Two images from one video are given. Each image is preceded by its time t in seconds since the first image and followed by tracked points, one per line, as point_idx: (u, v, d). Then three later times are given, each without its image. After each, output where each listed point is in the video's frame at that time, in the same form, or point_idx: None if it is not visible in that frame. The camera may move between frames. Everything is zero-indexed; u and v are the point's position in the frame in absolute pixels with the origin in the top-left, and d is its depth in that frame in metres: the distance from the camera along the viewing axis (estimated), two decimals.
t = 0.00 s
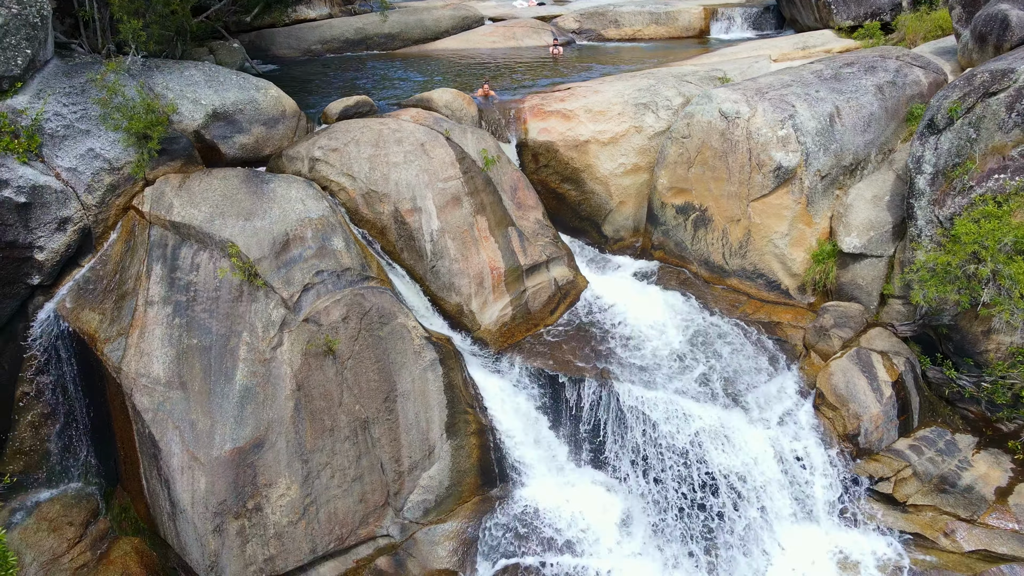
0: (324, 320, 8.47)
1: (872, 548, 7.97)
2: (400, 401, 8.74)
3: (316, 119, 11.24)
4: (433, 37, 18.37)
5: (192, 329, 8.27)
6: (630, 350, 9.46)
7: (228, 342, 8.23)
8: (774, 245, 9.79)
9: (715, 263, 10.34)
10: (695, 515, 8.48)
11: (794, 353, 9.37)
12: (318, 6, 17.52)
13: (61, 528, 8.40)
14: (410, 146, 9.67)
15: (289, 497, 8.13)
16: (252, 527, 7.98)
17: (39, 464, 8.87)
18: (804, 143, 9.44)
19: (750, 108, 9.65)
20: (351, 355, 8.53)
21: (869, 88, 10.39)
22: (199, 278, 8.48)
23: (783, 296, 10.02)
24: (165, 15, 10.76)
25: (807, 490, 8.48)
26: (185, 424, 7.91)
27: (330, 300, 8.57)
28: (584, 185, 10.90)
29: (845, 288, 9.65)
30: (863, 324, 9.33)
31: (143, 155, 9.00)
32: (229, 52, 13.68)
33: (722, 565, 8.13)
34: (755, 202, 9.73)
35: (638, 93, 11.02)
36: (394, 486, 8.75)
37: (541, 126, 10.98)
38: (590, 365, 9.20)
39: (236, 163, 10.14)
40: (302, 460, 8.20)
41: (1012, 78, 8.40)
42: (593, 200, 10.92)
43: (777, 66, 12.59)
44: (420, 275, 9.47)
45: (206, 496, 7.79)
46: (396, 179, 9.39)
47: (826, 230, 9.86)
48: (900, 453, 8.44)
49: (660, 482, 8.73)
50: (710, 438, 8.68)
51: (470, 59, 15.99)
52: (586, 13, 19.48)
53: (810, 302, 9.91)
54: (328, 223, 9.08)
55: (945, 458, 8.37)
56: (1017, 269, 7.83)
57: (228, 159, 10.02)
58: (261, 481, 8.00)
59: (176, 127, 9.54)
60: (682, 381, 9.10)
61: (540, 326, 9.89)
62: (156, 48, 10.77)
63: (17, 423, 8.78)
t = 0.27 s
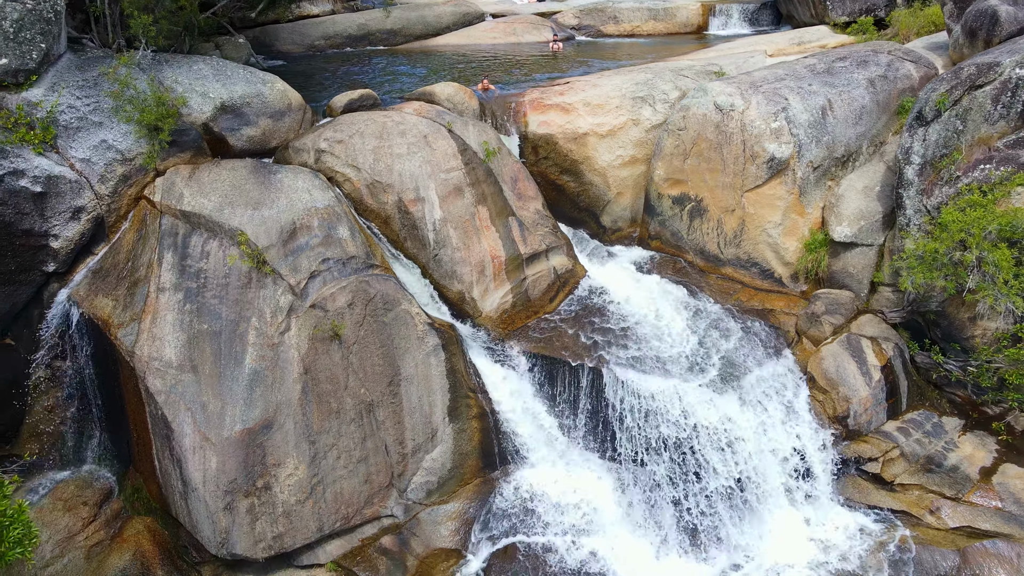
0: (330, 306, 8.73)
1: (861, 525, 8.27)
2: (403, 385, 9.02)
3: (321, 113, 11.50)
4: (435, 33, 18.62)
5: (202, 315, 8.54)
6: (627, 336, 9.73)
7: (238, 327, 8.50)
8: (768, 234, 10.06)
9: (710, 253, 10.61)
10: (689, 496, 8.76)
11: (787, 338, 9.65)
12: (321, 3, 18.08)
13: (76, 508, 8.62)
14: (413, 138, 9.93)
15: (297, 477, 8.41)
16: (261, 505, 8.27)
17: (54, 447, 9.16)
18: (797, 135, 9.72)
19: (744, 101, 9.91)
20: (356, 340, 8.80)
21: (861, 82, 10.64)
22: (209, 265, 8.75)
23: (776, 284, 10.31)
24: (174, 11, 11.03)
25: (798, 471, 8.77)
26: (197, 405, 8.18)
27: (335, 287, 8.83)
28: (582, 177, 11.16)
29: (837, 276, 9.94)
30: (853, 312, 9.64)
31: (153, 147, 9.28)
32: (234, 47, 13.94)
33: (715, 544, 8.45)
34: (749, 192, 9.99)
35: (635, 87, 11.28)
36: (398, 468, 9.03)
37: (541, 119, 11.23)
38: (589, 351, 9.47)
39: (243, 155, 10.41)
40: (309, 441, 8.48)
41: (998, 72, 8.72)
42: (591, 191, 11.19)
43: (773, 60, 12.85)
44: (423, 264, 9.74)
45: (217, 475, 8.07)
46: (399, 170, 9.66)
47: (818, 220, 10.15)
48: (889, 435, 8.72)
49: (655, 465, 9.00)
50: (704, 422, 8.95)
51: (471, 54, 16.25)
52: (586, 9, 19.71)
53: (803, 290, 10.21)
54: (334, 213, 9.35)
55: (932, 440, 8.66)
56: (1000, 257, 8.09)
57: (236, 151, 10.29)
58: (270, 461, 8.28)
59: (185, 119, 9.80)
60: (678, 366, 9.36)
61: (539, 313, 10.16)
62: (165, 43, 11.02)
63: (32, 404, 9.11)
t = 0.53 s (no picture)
0: (336, 292, 9.00)
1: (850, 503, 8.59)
2: (407, 369, 9.30)
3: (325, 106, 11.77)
4: (436, 28, 18.87)
5: (212, 301, 8.80)
6: (625, 322, 10.00)
7: (247, 312, 8.77)
8: (761, 224, 10.33)
9: (705, 242, 10.89)
10: (685, 476, 9.09)
11: (780, 325, 9.93)
12: None
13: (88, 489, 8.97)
14: (416, 129, 10.20)
15: (304, 458, 8.70)
16: (270, 485, 8.56)
17: (67, 429, 9.47)
18: (790, 126, 9.97)
19: (738, 94, 10.19)
20: (361, 325, 9.07)
21: (853, 76, 10.90)
22: (218, 253, 9.00)
23: (770, 273, 10.58)
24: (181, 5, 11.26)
25: (790, 451, 9.08)
26: (207, 388, 8.46)
27: (341, 274, 9.09)
28: (581, 168, 11.42)
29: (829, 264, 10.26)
30: (844, 299, 9.92)
31: (163, 138, 9.53)
32: (240, 42, 14.25)
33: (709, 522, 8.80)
34: (743, 183, 10.25)
35: (633, 81, 11.54)
36: (401, 450, 9.32)
37: (540, 112, 11.48)
38: (587, 337, 9.75)
39: (250, 146, 10.67)
40: (316, 423, 8.76)
41: (984, 65, 8.96)
42: (590, 182, 11.46)
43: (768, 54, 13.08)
44: (425, 252, 10.01)
45: (227, 455, 8.35)
46: (402, 160, 9.92)
47: (810, 210, 10.41)
48: (877, 417, 9.01)
49: (653, 447, 9.30)
50: (700, 406, 9.25)
51: (472, 49, 16.50)
52: (585, 5, 19.93)
53: (795, 279, 10.49)
54: (339, 202, 9.61)
55: (919, 422, 8.95)
56: (985, 244, 8.40)
57: (243, 143, 10.54)
58: (278, 441, 8.58)
59: (194, 112, 10.05)
60: (674, 352, 9.64)
61: (539, 301, 10.44)
62: (173, 37, 11.26)
63: (46, 390, 9.39)
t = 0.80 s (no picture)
0: (342, 279, 9.26)
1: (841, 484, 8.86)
2: (410, 354, 9.57)
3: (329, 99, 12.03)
4: (437, 24, 19.12)
5: (221, 287, 9.07)
6: (622, 310, 10.26)
7: (255, 298, 9.04)
8: (755, 213, 10.61)
9: (701, 231, 11.16)
10: (680, 458, 9.34)
11: (773, 312, 10.21)
12: None
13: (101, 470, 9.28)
14: (418, 121, 10.45)
15: (311, 439, 8.98)
16: (278, 464, 8.85)
17: (80, 412, 9.76)
18: (783, 119, 10.23)
19: (733, 87, 10.44)
20: (366, 311, 9.34)
21: (846, 69, 11.14)
22: (227, 241, 9.26)
23: (764, 262, 10.86)
24: None
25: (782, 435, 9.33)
26: (217, 370, 8.74)
27: (346, 261, 9.36)
28: (580, 160, 11.69)
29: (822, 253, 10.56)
30: (835, 287, 10.20)
31: (173, 128, 9.82)
32: (245, 37, 14.52)
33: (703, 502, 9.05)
34: (738, 173, 10.51)
35: (630, 74, 11.79)
36: (405, 433, 9.60)
37: (540, 105, 11.74)
38: (586, 323, 10.02)
39: (257, 138, 10.94)
40: (323, 405, 9.04)
41: (970, 58, 9.27)
42: (588, 173, 11.73)
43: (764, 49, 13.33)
44: (428, 241, 10.28)
45: (237, 436, 8.64)
46: (406, 151, 10.19)
47: (803, 200, 10.68)
48: (867, 400, 9.29)
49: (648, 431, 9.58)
50: (694, 390, 9.51)
51: (473, 44, 16.75)
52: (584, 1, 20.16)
53: (789, 267, 10.78)
54: (344, 192, 9.87)
55: (908, 404, 9.23)
56: (971, 231, 8.68)
57: (250, 135, 10.81)
58: (286, 423, 8.86)
59: (202, 105, 10.31)
60: (669, 338, 9.89)
61: (539, 289, 10.72)
62: (181, 31, 11.52)
63: (60, 373, 9.68)
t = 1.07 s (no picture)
0: (347, 266, 9.53)
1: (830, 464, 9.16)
2: (413, 340, 9.84)
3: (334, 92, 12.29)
4: (438, 19, 19.37)
5: (230, 274, 9.33)
6: (619, 297, 10.55)
7: (263, 285, 9.31)
8: (750, 203, 10.89)
9: (697, 221, 11.45)
10: (674, 439, 9.67)
11: (767, 299, 10.47)
12: None
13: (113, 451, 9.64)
14: (421, 114, 10.71)
15: (317, 421, 9.26)
16: (285, 446, 9.13)
17: (93, 397, 10.06)
18: (777, 111, 10.50)
19: (728, 80, 10.71)
20: (370, 297, 9.61)
21: (838, 63, 11.40)
22: (235, 229, 9.52)
23: (758, 251, 11.15)
24: None
25: (774, 417, 9.63)
26: (227, 354, 9.01)
27: (351, 249, 9.62)
28: (579, 152, 11.95)
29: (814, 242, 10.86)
30: (827, 275, 10.52)
31: (183, 120, 10.10)
32: (250, 32, 14.77)
33: (697, 481, 9.38)
34: (733, 164, 10.79)
35: (628, 68, 12.05)
36: (408, 416, 9.89)
37: (539, 98, 11.99)
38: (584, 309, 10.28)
39: (263, 130, 11.20)
40: (329, 388, 9.32)
41: (959, 51, 9.58)
42: (587, 164, 12.00)
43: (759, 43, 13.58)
44: (430, 230, 10.55)
45: (246, 418, 8.93)
46: (409, 143, 10.45)
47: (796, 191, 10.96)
48: (857, 383, 9.58)
49: (645, 414, 9.87)
50: (689, 374, 9.80)
51: (474, 39, 17.01)
52: None
53: (782, 256, 11.06)
54: (348, 182, 10.13)
55: (897, 388, 9.51)
56: (958, 220, 9.03)
57: (257, 127, 11.06)
58: (293, 405, 9.14)
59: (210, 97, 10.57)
60: (665, 325, 10.17)
61: (538, 278, 10.99)
62: (188, 25, 11.77)
63: (73, 360, 10.01)
